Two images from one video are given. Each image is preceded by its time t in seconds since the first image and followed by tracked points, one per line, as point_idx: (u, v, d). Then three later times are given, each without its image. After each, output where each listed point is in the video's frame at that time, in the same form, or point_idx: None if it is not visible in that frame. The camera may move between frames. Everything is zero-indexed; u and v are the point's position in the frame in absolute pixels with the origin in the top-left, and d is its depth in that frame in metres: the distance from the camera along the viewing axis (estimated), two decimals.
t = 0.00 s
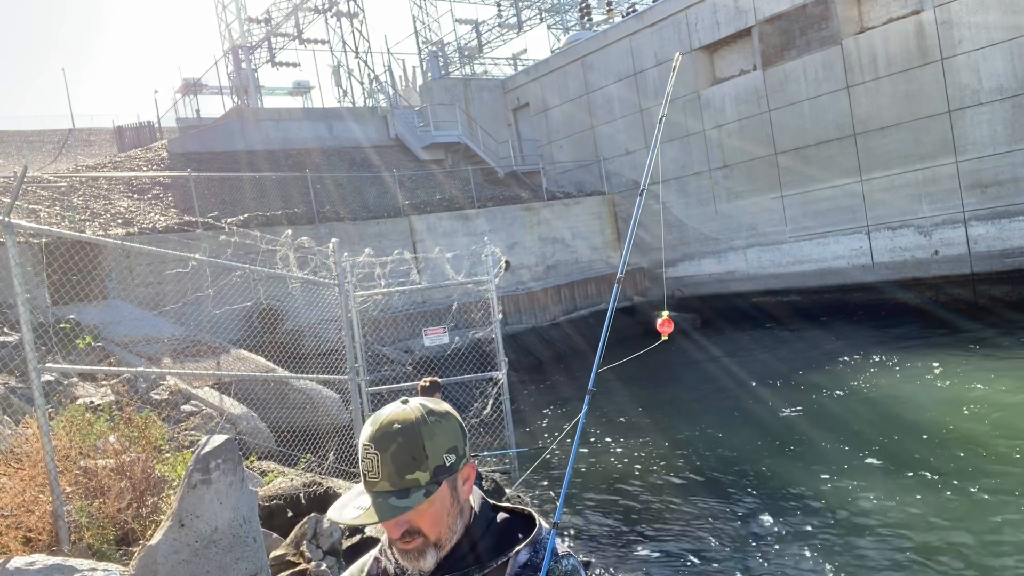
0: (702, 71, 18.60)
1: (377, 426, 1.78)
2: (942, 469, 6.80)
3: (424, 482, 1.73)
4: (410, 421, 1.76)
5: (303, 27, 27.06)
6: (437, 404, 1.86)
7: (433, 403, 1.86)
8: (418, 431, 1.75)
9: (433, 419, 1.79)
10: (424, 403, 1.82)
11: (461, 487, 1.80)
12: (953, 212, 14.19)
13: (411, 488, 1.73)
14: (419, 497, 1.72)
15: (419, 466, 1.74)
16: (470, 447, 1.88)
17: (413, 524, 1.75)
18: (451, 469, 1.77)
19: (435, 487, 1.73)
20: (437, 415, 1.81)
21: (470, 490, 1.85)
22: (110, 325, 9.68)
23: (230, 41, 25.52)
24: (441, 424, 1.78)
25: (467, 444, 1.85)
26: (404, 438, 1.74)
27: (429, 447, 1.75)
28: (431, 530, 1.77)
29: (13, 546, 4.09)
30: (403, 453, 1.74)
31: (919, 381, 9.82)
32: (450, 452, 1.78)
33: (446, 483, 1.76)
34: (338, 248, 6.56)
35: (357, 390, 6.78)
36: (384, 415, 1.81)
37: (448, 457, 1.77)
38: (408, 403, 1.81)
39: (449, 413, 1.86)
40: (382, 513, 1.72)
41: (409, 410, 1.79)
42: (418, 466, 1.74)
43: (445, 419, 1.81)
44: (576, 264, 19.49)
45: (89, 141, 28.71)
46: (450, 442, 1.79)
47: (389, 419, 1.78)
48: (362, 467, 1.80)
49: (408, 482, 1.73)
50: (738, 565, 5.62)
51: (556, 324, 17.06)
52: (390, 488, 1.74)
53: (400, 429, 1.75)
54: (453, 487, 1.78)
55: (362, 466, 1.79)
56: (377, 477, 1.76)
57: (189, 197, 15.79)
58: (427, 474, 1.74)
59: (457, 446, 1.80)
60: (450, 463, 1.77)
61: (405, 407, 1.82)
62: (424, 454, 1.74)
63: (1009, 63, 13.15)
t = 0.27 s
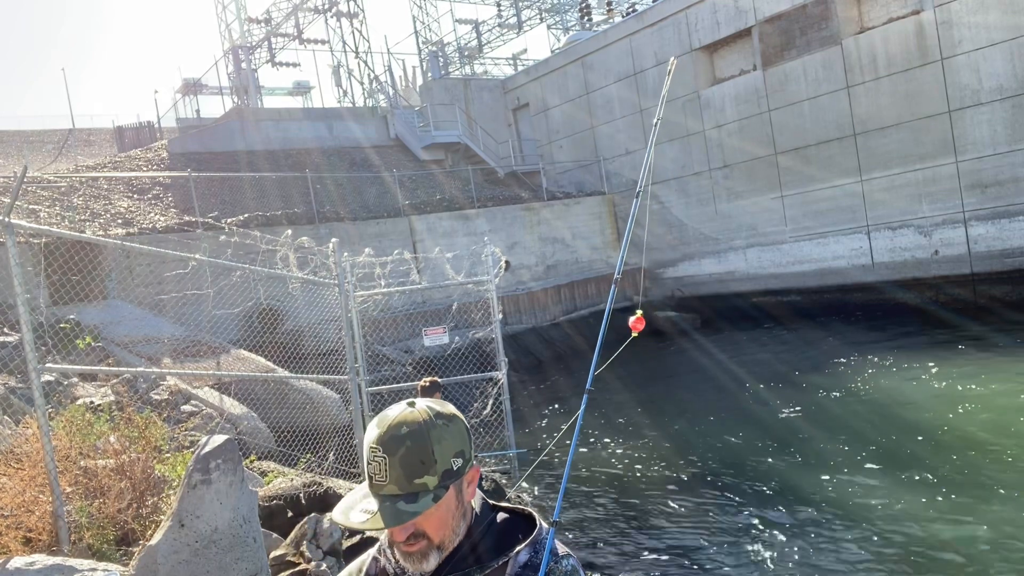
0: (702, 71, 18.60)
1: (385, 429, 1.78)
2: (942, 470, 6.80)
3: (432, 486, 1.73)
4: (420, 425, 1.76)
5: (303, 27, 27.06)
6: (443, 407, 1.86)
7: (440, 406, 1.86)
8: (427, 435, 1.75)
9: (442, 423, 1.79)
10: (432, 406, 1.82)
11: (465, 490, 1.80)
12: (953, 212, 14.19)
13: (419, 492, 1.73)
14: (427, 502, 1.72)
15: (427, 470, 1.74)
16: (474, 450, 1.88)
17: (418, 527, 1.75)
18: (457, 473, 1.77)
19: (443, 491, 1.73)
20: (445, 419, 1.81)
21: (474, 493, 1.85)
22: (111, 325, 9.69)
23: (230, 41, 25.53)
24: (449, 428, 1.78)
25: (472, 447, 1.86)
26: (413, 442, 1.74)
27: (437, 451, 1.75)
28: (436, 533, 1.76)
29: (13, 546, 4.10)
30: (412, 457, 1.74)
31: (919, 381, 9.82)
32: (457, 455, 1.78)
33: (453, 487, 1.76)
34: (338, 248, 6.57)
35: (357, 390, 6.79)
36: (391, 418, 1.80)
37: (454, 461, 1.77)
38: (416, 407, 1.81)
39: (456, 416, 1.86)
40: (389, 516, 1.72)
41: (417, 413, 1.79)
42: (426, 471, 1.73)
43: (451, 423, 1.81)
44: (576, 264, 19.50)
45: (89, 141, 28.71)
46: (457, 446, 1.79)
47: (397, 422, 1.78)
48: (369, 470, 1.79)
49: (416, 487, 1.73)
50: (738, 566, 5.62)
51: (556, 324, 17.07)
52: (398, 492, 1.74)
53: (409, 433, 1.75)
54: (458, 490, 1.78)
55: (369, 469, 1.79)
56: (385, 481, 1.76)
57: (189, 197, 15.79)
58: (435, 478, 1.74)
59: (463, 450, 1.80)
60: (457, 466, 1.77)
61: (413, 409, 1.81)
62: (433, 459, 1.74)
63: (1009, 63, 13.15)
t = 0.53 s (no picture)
0: (701, 71, 18.60)
1: (381, 431, 1.76)
2: (942, 469, 6.80)
3: (428, 488, 1.72)
4: (416, 427, 1.75)
5: (303, 27, 27.06)
6: (439, 408, 1.85)
7: (437, 407, 1.85)
8: (423, 438, 1.74)
9: (438, 425, 1.78)
10: (428, 408, 1.80)
11: (461, 492, 1.79)
12: (953, 212, 14.19)
13: (416, 495, 1.72)
14: (423, 505, 1.71)
15: (424, 473, 1.73)
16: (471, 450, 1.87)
17: (414, 529, 1.74)
18: (454, 475, 1.76)
19: (439, 494, 1.72)
20: (442, 421, 1.79)
21: (470, 494, 1.85)
22: (110, 325, 9.68)
23: (230, 41, 25.53)
24: (445, 430, 1.78)
25: (469, 448, 1.85)
26: (408, 445, 1.73)
27: (434, 453, 1.74)
28: (431, 535, 1.76)
29: (13, 546, 4.09)
30: (408, 460, 1.73)
31: (920, 381, 9.81)
32: (454, 457, 1.77)
33: (449, 489, 1.75)
34: (338, 248, 6.56)
35: (357, 390, 6.78)
36: (388, 419, 1.80)
37: (451, 463, 1.76)
38: (413, 408, 1.80)
39: (454, 417, 1.85)
40: (385, 519, 1.71)
41: (414, 415, 1.78)
42: (422, 473, 1.73)
43: (448, 425, 1.80)
44: (576, 264, 19.50)
45: (89, 141, 28.71)
46: (454, 448, 1.78)
47: (394, 424, 1.76)
48: (366, 471, 1.79)
49: (413, 489, 1.72)
50: (739, 566, 5.61)
51: (556, 324, 17.06)
52: (395, 494, 1.73)
53: (405, 435, 1.74)
54: (454, 492, 1.77)
55: (366, 470, 1.78)
56: (381, 483, 1.75)
57: (189, 197, 15.79)
58: (431, 481, 1.73)
59: (460, 451, 1.79)
60: (453, 468, 1.77)
61: (409, 411, 1.80)
62: (429, 462, 1.73)
63: (1009, 63, 13.15)
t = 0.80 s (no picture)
0: (702, 71, 18.60)
1: (373, 431, 1.75)
2: (942, 470, 6.81)
3: (421, 489, 1.72)
4: (409, 428, 1.74)
5: (303, 27, 27.07)
6: (432, 408, 1.84)
7: (430, 407, 1.84)
8: (415, 438, 1.73)
9: (431, 425, 1.77)
10: (420, 408, 1.80)
11: (455, 491, 1.79)
12: (953, 212, 14.19)
13: (409, 496, 1.72)
14: (416, 505, 1.71)
15: (416, 474, 1.72)
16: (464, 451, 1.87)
17: (408, 530, 1.74)
18: (447, 476, 1.76)
19: (432, 494, 1.72)
20: (434, 421, 1.79)
21: (464, 493, 1.85)
22: (110, 325, 9.69)
23: (230, 41, 25.53)
24: (438, 431, 1.77)
25: (462, 449, 1.84)
26: (401, 446, 1.72)
27: (427, 454, 1.73)
28: (425, 535, 1.76)
29: (14, 546, 4.10)
30: (401, 461, 1.72)
31: (919, 381, 9.82)
32: (448, 458, 1.77)
33: (442, 490, 1.75)
34: (338, 248, 6.56)
35: (357, 390, 6.78)
36: (379, 420, 1.79)
37: (444, 464, 1.76)
38: (405, 409, 1.79)
39: (446, 418, 1.84)
40: (378, 520, 1.70)
41: (406, 416, 1.77)
42: (415, 474, 1.72)
43: (441, 425, 1.79)
44: (576, 264, 19.51)
45: (89, 141, 28.71)
46: (447, 448, 1.77)
47: (386, 425, 1.75)
48: (357, 472, 1.78)
49: (406, 490, 1.72)
50: (739, 566, 5.61)
51: (556, 324, 17.07)
52: (388, 495, 1.72)
53: (398, 436, 1.73)
54: (448, 493, 1.77)
55: (358, 471, 1.77)
56: (373, 483, 1.74)
57: (189, 197, 15.80)
58: (424, 481, 1.72)
59: (453, 452, 1.79)
60: (446, 469, 1.76)
61: (402, 412, 1.79)
62: (422, 462, 1.72)
63: (1009, 63, 13.15)
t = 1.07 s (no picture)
0: (702, 71, 18.60)
1: (368, 431, 1.76)
2: (941, 470, 6.81)
3: (418, 486, 1.72)
4: (403, 426, 1.74)
5: (303, 27, 27.06)
6: (426, 406, 1.85)
7: (424, 406, 1.85)
8: (411, 436, 1.74)
9: (426, 423, 1.78)
10: (415, 406, 1.81)
11: (451, 489, 1.80)
12: (953, 212, 14.19)
13: (406, 494, 1.72)
14: (415, 503, 1.71)
15: (413, 472, 1.73)
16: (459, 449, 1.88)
17: (405, 529, 1.74)
18: (444, 473, 1.77)
19: (430, 492, 1.72)
20: (428, 420, 1.79)
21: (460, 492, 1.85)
22: (110, 325, 9.68)
23: (230, 41, 25.52)
24: (433, 428, 1.78)
25: (457, 446, 1.85)
26: (397, 443, 1.73)
27: (423, 451, 1.74)
28: (423, 534, 1.76)
29: (13, 546, 4.09)
30: (397, 459, 1.73)
31: (919, 381, 9.82)
32: (443, 455, 1.78)
33: (440, 487, 1.75)
34: (338, 248, 6.56)
35: (357, 390, 6.78)
36: (375, 419, 1.79)
37: (441, 461, 1.77)
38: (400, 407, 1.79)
39: (441, 416, 1.85)
40: (376, 520, 1.70)
41: (401, 415, 1.77)
42: (412, 472, 1.73)
43: (436, 422, 1.80)
44: (576, 264, 19.51)
45: (89, 141, 28.70)
46: (442, 445, 1.78)
47: (381, 423, 1.76)
48: (354, 473, 1.78)
49: (403, 488, 1.72)
50: (738, 565, 5.62)
51: (556, 324, 17.07)
52: (385, 494, 1.73)
53: (394, 434, 1.73)
54: (445, 490, 1.77)
55: (355, 471, 1.77)
56: (371, 483, 1.74)
57: (189, 197, 15.79)
58: (422, 479, 1.73)
59: (448, 449, 1.80)
60: (443, 466, 1.77)
61: (394, 411, 1.79)
62: (419, 460, 1.73)
63: (1009, 63, 13.15)
